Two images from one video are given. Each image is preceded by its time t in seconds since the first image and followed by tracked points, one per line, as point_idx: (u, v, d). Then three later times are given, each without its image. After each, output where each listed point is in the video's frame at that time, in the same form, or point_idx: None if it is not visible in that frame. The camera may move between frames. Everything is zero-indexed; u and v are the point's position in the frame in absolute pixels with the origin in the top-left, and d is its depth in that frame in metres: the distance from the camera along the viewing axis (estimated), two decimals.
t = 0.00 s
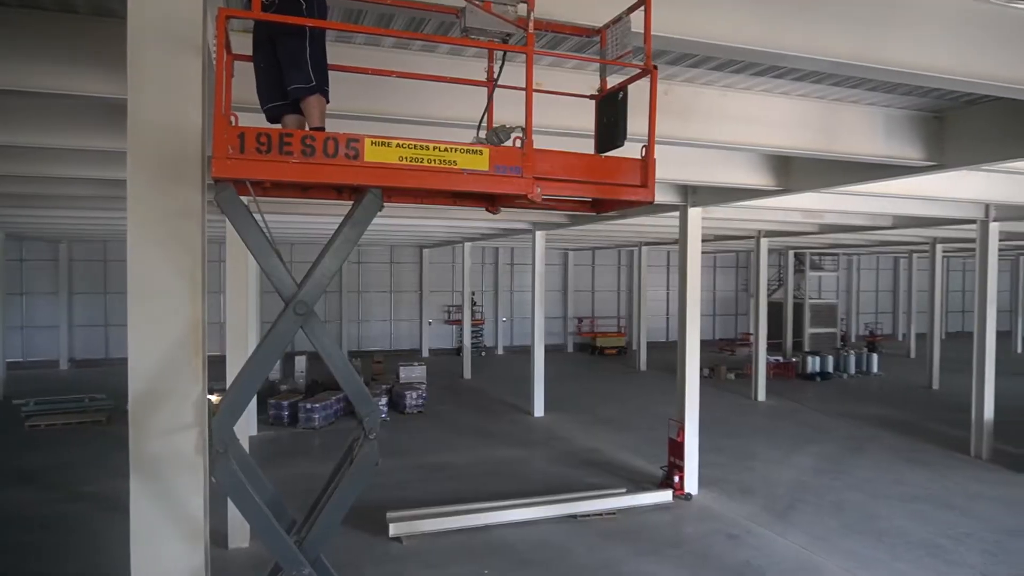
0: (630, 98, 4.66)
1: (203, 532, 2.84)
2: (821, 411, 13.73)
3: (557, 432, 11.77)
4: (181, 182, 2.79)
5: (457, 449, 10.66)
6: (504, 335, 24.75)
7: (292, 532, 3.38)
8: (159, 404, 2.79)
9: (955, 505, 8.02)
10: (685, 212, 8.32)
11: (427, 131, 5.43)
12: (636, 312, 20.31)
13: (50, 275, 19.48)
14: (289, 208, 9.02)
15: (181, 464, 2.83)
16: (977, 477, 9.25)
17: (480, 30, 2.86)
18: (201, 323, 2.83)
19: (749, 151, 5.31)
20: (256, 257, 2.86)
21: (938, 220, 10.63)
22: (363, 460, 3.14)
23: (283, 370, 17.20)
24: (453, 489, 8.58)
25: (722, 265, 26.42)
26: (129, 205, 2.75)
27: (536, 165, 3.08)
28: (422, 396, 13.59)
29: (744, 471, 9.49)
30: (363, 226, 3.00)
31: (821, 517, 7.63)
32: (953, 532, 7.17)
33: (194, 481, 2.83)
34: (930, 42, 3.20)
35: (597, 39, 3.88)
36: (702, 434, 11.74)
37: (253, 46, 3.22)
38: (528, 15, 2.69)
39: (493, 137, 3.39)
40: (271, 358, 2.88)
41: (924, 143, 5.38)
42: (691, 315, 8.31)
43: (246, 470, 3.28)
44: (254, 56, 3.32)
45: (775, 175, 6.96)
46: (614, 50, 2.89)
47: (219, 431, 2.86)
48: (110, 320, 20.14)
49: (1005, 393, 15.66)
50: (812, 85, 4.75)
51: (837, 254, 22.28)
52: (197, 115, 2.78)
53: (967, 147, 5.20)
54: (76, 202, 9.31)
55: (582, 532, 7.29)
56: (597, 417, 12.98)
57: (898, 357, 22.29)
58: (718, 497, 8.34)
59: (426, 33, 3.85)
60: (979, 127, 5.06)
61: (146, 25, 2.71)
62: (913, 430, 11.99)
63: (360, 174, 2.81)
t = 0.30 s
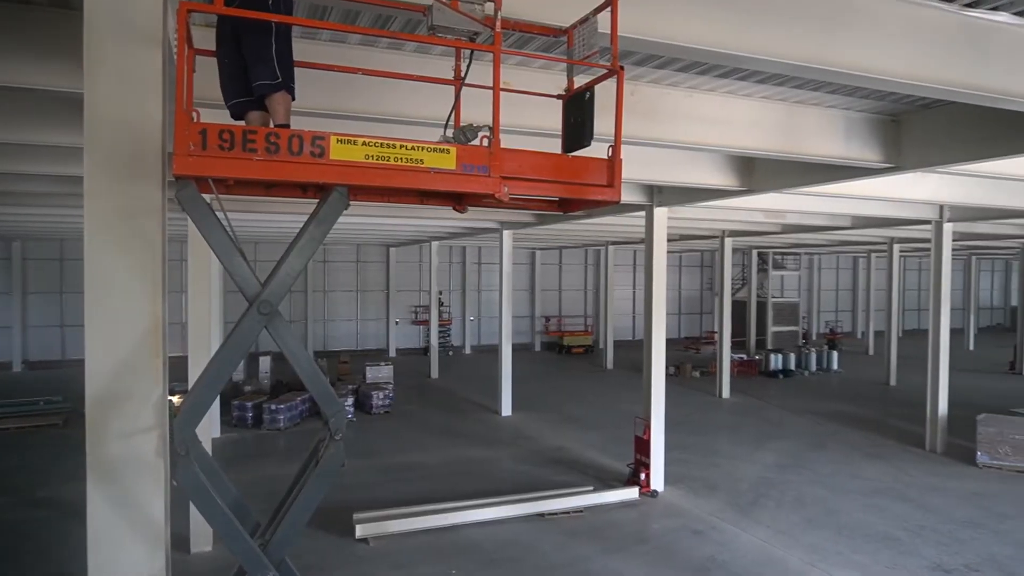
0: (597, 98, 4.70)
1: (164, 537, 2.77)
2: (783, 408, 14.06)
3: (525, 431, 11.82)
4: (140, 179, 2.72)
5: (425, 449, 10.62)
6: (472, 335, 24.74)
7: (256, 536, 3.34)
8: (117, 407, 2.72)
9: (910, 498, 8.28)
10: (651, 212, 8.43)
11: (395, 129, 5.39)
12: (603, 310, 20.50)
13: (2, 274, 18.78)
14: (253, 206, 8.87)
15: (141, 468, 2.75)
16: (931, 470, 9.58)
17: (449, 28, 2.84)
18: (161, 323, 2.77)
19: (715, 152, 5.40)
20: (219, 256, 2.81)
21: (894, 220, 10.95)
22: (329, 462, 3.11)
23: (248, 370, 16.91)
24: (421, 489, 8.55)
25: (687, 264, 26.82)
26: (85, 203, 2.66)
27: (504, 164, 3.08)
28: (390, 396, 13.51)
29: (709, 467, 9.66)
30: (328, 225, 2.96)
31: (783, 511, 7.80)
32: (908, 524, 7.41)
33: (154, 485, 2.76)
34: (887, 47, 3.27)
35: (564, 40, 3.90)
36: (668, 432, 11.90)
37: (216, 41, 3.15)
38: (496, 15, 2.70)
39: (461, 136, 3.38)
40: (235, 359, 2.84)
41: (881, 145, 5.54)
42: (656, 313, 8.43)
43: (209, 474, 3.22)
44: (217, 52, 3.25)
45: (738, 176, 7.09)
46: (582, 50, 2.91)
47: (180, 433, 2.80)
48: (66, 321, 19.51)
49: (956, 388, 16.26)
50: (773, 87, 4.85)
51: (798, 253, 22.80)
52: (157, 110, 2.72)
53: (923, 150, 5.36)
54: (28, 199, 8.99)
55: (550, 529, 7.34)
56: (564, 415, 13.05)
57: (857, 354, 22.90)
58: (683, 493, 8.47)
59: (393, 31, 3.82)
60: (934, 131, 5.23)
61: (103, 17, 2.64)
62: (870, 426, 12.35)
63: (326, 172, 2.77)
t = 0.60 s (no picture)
0: (563, 97, 4.72)
1: (123, 542, 2.70)
2: (746, 404, 14.35)
3: (493, 430, 11.83)
4: (95, 175, 2.64)
5: (392, 449, 10.55)
6: (439, 334, 24.65)
7: (218, 541, 3.29)
8: (73, 409, 2.64)
9: (869, 492, 8.53)
10: (618, 212, 8.51)
11: (360, 127, 5.34)
12: (571, 309, 20.64)
13: None
14: (215, 204, 8.69)
15: (98, 472, 2.67)
16: (888, 464, 9.89)
17: (415, 26, 2.83)
18: (119, 324, 2.70)
19: (679, 152, 5.48)
20: (179, 254, 2.75)
21: (852, 221, 11.27)
22: (293, 463, 3.08)
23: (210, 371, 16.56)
24: (389, 490, 8.49)
25: (653, 263, 27.15)
26: (37, 198, 2.58)
27: (470, 163, 3.08)
28: (356, 397, 13.38)
29: (675, 464, 9.81)
30: (293, 223, 2.92)
31: (747, 507, 7.96)
32: (867, 517, 7.63)
33: (112, 489, 2.69)
34: (845, 51, 3.35)
35: (531, 39, 3.91)
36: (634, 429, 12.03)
37: (176, 34, 3.08)
38: (462, 12, 2.69)
39: (426, 135, 3.37)
40: (196, 359, 2.78)
41: (841, 146, 5.69)
42: (622, 312, 8.51)
43: (170, 477, 3.15)
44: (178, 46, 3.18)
45: (702, 176, 7.21)
46: (548, 50, 2.92)
47: (139, 435, 2.74)
48: (19, 321, 18.83)
49: (910, 384, 16.82)
50: (736, 89, 4.94)
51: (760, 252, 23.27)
52: (114, 104, 2.64)
53: (880, 152, 5.52)
54: None
55: (518, 528, 7.36)
56: (532, 414, 13.10)
57: (818, 352, 23.49)
58: (650, 490, 8.58)
59: (359, 27, 3.78)
60: (891, 133, 5.40)
61: (57, 6, 2.55)
62: (830, 422, 12.68)
63: (291, 170, 2.73)
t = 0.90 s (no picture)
0: (533, 98, 4.74)
1: (85, 549, 2.64)
2: (714, 403, 14.58)
3: (464, 430, 11.81)
4: (55, 172, 2.57)
5: (363, 451, 10.46)
6: (410, 334, 24.51)
7: (184, 545, 3.23)
8: (31, 414, 2.57)
9: (833, 488, 8.73)
10: (588, 212, 8.57)
11: (329, 126, 5.28)
12: (541, 308, 20.73)
13: None
14: (181, 203, 8.51)
15: (57, 478, 2.60)
16: (851, 460, 10.13)
17: (385, 24, 2.81)
18: (80, 325, 2.64)
19: (648, 153, 5.54)
20: (143, 254, 2.70)
21: (817, 222, 11.53)
22: (262, 465, 3.05)
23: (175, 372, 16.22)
24: (359, 492, 8.42)
25: (623, 264, 27.41)
26: None
27: (440, 163, 3.07)
28: (326, 398, 13.23)
29: (645, 462, 9.92)
30: (260, 222, 2.88)
31: (715, 504, 8.09)
32: (832, 512, 7.81)
33: (73, 495, 2.62)
34: (811, 55, 3.42)
35: (501, 40, 3.92)
36: (605, 428, 12.12)
37: (139, 29, 3.01)
38: (432, 11, 2.68)
39: (396, 134, 3.36)
40: (162, 360, 2.73)
41: (807, 149, 5.81)
42: (593, 312, 8.57)
43: (134, 483, 3.08)
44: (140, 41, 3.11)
45: (671, 177, 7.30)
46: (519, 50, 2.93)
47: (102, 439, 2.68)
48: None
49: (871, 381, 17.27)
50: (705, 91, 5.02)
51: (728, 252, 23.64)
52: (75, 100, 2.58)
53: (844, 154, 5.66)
54: None
55: (490, 529, 7.36)
56: (504, 414, 13.10)
57: (784, 350, 23.96)
58: (620, 488, 8.66)
59: (328, 25, 3.75)
60: (855, 136, 5.54)
61: None
62: (796, 419, 12.94)
63: (258, 169, 2.70)
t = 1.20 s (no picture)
0: (504, 97, 4.74)
1: (44, 556, 2.57)
2: (684, 400, 14.78)
3: (436, 430, 11.77)
4: (12, 168, 2.49)
5: (334, 452, 10.36)
6: (381, 334, 24.33)
7: (150, 550, 3.17)
8: None
9: (800, 483, 8.93)
10: (559, 211, 8.61)
11: (298, 123, 5.22)
12: (513, 307, 20.75)
13: None
14: (145, 201, 8.32)
15: (15, 482, 2.53)
16: (816, 455, 10.37)
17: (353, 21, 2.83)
18: (39, 325, 2.56)
19: (618, 153, 5.58)
20: (105, 253, 2.64)
21: (783, 221, 11.77)
22: (230, 466, 3.00)
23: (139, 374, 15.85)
24: (330, 493, 8.34)
25: (595, 262, 27.59)
26: None
27: (411, 161, 3.06)
28: (295, 398, 13.07)
29: (617, 460, 10.01)
30: (227, 220, 2.84)
31: (685, 500, 8.21)
32: (798, 507, 7.98)
33: (31, 501, 2.55)
34: (779, 58, 3.49)
35: (472, 39, 3.92)
36: (577, 427, 12.19)
37: (99, 22, 2.93)
38: (402, 9, 2.67)
39: (366, 132, 3.33)
40: (126, 360, 2.67)
41: (774, 149, 5.92)
42: (564, 311, 8.62)
43: (97, 487, 3.01)
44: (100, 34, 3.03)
45: (641, 177, 7.37)
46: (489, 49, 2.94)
47: (63, 442, 2.61)
48: None
49: (836, 378, 17.68)
50: (675, 91, 5.08)
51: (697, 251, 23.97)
52: (34, 95, 2.50)
53: (810, 155, 5.80)
54: None
55: (462, 528, 7.36)
56: (476, 413, 13.09)
57: (752, 348, 24.40)
58: (591, 486, 8.73)
59: (297, 21, 3.71)
60: (821, 137, 5.67)
61: None
62: (763, 416, 13.19)
63: (225, 166, 2.66)
